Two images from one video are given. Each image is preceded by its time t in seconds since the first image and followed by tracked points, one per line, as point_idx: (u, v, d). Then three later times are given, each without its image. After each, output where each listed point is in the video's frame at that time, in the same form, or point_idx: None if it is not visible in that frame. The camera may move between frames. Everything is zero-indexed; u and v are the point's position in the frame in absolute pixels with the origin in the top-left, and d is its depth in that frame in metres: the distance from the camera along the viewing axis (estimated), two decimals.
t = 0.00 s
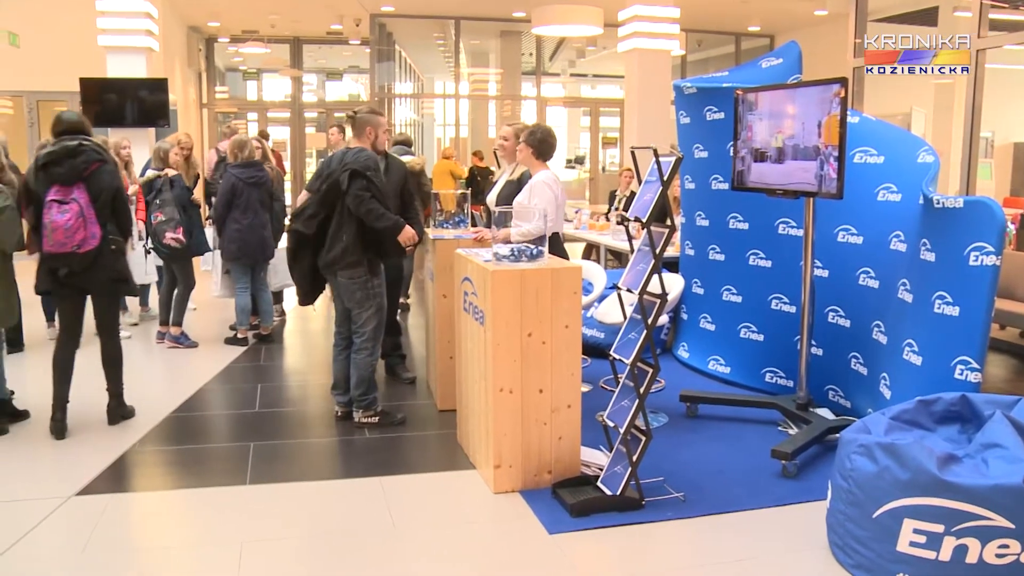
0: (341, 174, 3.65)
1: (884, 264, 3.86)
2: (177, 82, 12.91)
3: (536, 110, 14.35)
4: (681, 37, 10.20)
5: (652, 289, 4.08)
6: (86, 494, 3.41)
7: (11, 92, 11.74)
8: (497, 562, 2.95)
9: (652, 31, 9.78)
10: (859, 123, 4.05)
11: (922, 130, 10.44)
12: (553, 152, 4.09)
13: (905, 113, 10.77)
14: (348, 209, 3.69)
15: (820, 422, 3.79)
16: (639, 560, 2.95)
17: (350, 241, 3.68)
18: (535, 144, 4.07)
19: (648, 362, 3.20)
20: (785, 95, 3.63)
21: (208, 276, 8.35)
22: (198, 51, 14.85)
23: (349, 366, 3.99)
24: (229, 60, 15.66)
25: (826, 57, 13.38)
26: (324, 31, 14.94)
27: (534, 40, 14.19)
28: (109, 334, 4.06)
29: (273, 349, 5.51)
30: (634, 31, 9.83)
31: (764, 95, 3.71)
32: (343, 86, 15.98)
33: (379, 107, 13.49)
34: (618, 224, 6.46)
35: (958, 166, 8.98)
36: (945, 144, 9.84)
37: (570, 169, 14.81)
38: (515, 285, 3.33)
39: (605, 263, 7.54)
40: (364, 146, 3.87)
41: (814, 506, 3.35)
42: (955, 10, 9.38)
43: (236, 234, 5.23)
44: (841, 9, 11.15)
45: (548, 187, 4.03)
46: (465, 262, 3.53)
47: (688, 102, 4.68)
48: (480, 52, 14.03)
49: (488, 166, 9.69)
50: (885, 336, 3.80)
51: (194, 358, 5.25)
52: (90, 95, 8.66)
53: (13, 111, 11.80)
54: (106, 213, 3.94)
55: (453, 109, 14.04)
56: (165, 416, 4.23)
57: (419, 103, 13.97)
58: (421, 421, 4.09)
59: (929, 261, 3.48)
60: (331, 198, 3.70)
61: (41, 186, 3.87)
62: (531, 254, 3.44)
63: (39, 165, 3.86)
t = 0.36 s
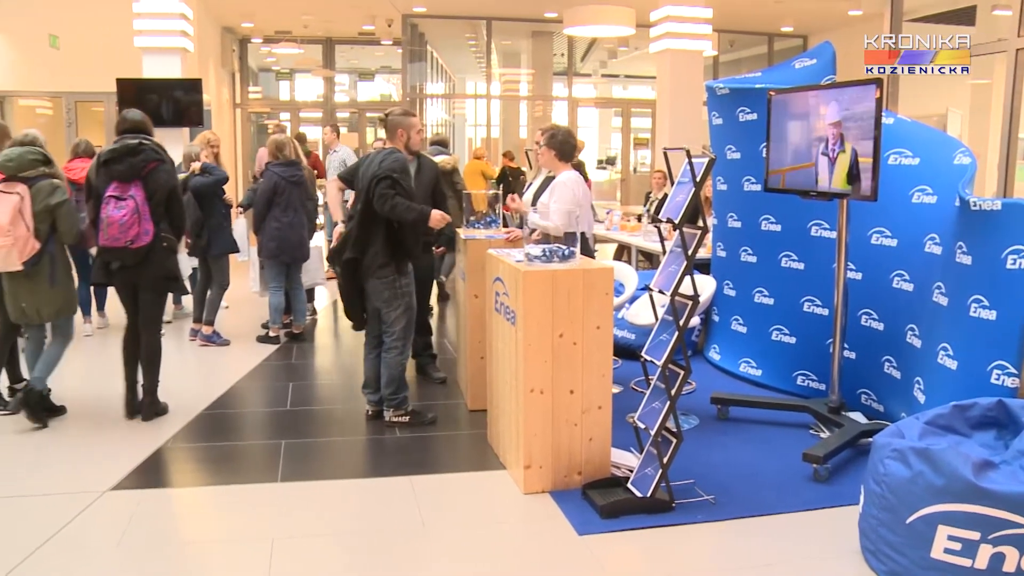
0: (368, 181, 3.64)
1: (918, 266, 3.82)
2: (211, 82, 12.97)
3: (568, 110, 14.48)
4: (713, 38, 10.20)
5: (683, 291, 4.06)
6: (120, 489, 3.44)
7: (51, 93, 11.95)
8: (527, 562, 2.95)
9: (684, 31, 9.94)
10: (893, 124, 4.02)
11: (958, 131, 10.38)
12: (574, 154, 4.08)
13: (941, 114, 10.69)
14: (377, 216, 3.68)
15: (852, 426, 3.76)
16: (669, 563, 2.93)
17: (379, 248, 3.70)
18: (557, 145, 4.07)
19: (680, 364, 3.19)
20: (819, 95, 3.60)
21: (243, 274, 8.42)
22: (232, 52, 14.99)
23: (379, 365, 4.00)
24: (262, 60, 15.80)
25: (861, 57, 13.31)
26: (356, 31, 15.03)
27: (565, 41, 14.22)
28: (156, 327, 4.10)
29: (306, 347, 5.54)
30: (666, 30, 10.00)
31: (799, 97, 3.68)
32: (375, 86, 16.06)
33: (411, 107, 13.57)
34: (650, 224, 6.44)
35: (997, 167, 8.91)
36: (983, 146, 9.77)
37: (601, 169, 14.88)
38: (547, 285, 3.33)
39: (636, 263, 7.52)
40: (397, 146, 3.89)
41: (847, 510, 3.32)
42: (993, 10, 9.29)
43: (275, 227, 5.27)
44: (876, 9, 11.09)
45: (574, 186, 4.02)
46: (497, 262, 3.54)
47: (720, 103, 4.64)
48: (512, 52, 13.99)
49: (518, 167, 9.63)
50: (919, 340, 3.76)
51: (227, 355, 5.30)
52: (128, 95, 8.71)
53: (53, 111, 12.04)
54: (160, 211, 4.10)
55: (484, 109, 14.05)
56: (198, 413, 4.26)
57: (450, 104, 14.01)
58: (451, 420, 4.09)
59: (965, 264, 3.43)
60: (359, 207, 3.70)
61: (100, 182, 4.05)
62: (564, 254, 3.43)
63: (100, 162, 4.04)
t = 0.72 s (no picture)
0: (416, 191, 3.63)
1: (965, 271, 3.76)
2: (255, 83, 13.13)
3: (609, 111, 14.41)
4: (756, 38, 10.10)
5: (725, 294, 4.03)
6: (164, 484, 3.48)
7: (99, 93, 12.23)
8: (566, 564, 2.94)
9: (728, 32, 9.89)
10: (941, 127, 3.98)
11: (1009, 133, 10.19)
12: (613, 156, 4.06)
13: (990, 116, 10.51)
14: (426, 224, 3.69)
15: (896, 432, 3.71)
16: (709, 568, 2.91)
17: (430, 258, 3.69)
18: (596, 148, 4.03)
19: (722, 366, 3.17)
20: (864, 96, 3.55)
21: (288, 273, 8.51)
22: (275, 53, 15.17)
23: (419, 364, 4.02)
24: (305, 61, 15.95)
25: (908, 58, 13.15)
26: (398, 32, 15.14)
27: (607, 42, 14.22)
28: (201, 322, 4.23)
29: (348, 346, 5.58)
30: (709, 31, 9.93)
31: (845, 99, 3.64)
32: (417, 87, 16.14)
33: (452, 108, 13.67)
34: (693, 226, 6.39)
35: None
36: None
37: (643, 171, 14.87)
38: (589, 286, 3.33)
39: (679, 266, 7.46)
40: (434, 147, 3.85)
41: (892, 518, 3.27)
42: None
43: (313, 228, 5.31)
44: (925, 9, 10.94)
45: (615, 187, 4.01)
46: (538, 263, 3.54)
47: (764, 105, 4.63)
48: (554, 53, 14.06)
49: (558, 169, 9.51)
50: (966, 346, 3.70)
51: (269, 353, 5.35)
52: (174, 95, 8.63)
53: (102, 111, 12.32)
54: (216, 210, 4.16)
55: (526, 110, 14.09)
56: (240, 410, 4.31)
57: (492, 104, 14.07)
58: (491, 421, 4.10)
59: (1014, 269, 3.37)
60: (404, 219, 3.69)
61: (162, 181, 4.15)
62: (606, 256, 3.44)
63: (163, 162, 4.13)
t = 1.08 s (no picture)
0: (470, 202, 3.59)
1: (1013, 275, 3.69)
2: (300, 84, 13.31)
3: (652, 113, 14.42)
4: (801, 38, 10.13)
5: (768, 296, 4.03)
6: (206, 479, 3.52)
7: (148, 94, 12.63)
8: (604, 565, 2.94)
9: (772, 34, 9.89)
10: (990, 128, 3.91)
11: None
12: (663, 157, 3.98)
13: None
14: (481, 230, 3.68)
15: (940, 438, 3.66)
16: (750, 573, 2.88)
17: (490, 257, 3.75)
18: (645, 149, 3.96)
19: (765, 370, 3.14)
20: (910, 98, 3.50)
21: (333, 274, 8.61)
22: (319, 53, 15.39)
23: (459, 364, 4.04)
24: (347, 62, 16.10)
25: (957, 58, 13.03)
26: (441, 33, 15.29)
27: (650, 43, 14.28)
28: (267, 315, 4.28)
29: (390, 345, 5.61)
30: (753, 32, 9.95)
31: (890, 99, 3.59)
32: (459, 87, 16.25)
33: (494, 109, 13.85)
34: (736, 228, 6.34)
35: None
36: None
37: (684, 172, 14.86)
38: (631, 288, 3.32)
39: (722, 269, 7.40)
40: (473, 148, 3.79)
41: (937, 525, 3.22)
42: None
43: (349, 229, 5.35)
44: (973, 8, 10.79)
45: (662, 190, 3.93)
46: (580, 263, 3.54)
47: (808, 106, 4.61)
48: (596, 54, 14.22)
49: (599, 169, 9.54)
50: (1014, 352, 3.64)
51: (311, 351, 5.41)
52: (218, 96, 8.60)
53: (149, 111, 12.73)
54: (280, 205, 4.28)
55: (568, 110, 14.25)
56: (282, 407, 4.35)
57: (534, 105, 14.25)
58: (530, 421, 4.11)
59: None
60: (460, 232, 3.63)
61: (226, 179, 4.20)
62: (648, 258, 3.44)
63: (225, 162, 4.18)
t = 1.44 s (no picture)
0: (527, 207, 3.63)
1: None
2: (344, 83, 13.44)
3: (695, 114, 14.46)
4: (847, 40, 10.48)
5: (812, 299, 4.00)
6: (249, 475, 3.56)
7: (196, 94, 13.05)
8: (643, 566, 2.93)
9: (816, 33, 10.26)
10: None
11: None
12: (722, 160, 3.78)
13: None
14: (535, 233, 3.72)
15: (988, 445, 3.60)
16: None
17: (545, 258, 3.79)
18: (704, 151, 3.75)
19: (810, 373, 3.10)
20: (960, 98, 3.44)
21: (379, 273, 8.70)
22: (363, 54, 15.57)
23: (501, 363, 4.06)
24: (390, 62, 16.21)
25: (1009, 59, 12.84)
26: (484, 33, 15.38)
27: (694, 43, 14.30)
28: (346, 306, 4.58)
29: (432, 344, 5.65)
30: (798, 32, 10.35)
31: (940, 100, 3.53)
32: (502, 88, 16.33)
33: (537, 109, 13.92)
34: (780, 230, 6.27)
35: None
36: None
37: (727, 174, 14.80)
38: (675, 289, 3.31)
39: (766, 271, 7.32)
40: (517, 148, 3.80)
41: (986, 534, 3.16)
42: None
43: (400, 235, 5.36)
44: None
45: (722, 198, 3.73)
46: (623, 264, 3.53)
47: (854, 107, 4.56)
48: (639, 55, 14.19)
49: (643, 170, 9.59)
50: None
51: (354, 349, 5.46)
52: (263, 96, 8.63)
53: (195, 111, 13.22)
54: (342, 201, 4.46)
55: (611, 111, 14.23)
56: (325, 404, 4.39)
57: (577, 105, 14.25)
58: (571, 422, 4.11)
59: None
60: (523, 240, 3.66)
61: (290, 177, 4.33)
62: (691, 259, 3.41)
63: (288, 159, 4.31)
